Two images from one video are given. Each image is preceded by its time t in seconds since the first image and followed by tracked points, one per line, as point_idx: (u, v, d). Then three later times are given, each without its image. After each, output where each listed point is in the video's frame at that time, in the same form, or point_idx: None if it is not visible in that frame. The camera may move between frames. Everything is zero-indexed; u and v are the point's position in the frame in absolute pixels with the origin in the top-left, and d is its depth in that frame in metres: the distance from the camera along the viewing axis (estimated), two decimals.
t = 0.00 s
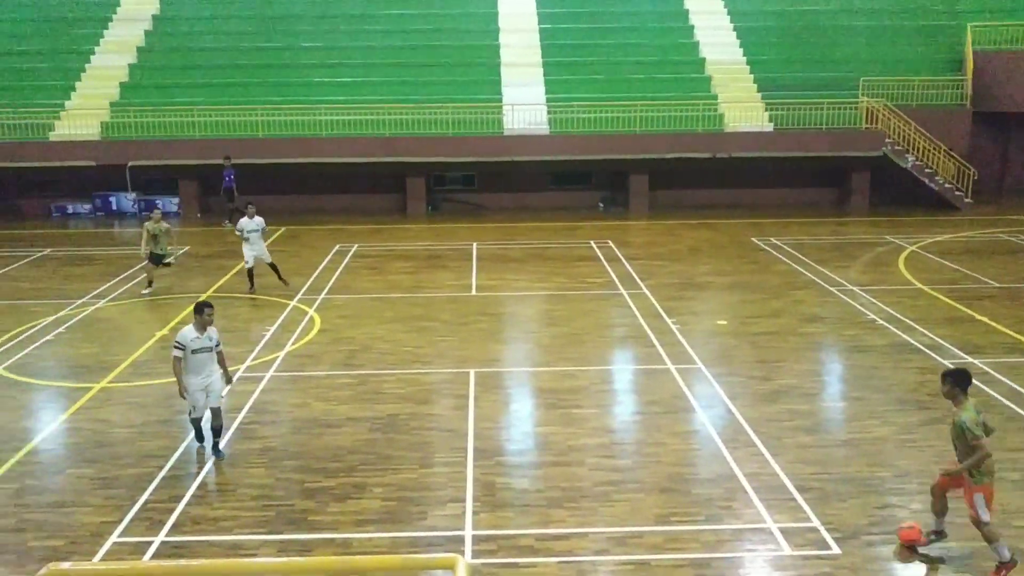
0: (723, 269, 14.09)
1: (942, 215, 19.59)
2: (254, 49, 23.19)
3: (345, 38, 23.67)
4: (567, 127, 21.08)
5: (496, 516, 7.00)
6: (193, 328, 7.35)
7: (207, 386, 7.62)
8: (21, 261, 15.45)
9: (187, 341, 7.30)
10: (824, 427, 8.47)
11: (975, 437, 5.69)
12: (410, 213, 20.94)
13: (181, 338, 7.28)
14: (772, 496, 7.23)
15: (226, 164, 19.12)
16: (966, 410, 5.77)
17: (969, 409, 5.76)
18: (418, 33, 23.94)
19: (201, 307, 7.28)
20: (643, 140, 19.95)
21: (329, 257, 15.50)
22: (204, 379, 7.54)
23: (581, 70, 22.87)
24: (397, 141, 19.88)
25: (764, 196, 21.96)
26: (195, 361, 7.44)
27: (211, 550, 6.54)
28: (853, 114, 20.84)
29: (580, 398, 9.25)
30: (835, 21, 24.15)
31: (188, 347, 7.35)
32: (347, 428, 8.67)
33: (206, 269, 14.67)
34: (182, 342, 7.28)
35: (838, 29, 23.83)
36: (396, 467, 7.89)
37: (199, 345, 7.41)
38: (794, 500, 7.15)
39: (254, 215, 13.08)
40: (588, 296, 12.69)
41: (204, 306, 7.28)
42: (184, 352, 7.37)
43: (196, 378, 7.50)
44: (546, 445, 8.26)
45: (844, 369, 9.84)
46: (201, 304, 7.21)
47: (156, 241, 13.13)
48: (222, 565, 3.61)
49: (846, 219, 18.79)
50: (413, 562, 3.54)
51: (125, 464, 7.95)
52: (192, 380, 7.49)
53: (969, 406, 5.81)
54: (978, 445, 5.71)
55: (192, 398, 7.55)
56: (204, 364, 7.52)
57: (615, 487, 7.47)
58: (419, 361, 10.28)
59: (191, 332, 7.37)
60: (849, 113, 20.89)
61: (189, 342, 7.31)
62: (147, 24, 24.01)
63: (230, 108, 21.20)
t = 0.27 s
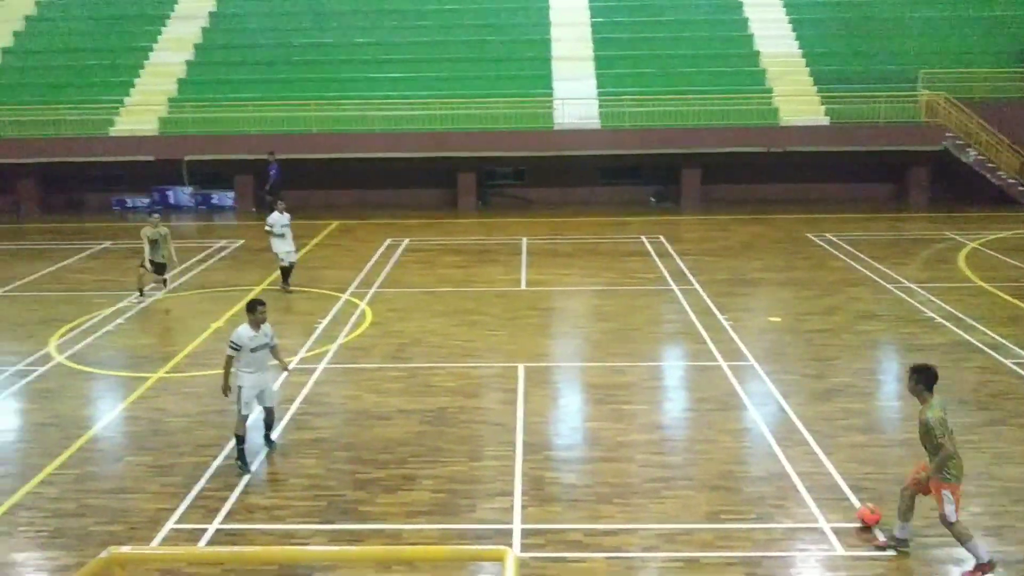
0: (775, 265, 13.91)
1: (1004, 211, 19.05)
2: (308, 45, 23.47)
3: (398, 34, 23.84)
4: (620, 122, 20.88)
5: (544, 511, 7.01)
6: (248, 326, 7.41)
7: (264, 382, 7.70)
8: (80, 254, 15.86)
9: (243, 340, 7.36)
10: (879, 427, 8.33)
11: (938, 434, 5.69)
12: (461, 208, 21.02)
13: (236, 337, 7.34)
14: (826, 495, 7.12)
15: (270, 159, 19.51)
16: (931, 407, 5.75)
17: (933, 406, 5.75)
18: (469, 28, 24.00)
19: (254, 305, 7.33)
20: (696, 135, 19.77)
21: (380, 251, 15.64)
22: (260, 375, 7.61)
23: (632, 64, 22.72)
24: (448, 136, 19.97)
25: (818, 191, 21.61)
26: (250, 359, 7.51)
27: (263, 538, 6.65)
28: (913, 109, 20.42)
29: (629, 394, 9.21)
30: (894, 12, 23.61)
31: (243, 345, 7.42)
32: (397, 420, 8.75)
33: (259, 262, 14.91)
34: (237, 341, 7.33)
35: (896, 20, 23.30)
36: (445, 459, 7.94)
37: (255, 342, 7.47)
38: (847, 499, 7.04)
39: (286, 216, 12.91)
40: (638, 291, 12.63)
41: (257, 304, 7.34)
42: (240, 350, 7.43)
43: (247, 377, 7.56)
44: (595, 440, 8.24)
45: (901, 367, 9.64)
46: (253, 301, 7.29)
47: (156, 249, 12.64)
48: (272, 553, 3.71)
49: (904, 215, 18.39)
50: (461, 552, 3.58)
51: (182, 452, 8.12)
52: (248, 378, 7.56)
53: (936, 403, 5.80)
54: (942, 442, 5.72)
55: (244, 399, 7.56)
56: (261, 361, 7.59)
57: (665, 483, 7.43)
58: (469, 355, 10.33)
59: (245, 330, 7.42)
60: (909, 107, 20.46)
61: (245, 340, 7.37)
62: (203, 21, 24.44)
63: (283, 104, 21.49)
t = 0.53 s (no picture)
0: (827, 259, 13.68)
1: None
2: (358, 37, 23.65)
3: (447, 25, 23.89)
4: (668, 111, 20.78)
5: (590, 503, 7.00)
6: (303, 323, 7.46)
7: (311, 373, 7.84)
8: (135, 243, 16.24)
9: (301, 335, 7.45)
10: (934, 424, 8.15)
11: (894, 412, 5.77)
12: (508, 200, 21.10)
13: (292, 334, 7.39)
14: (877, 493, 7.00)
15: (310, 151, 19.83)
16: (895, 382, 5.81)
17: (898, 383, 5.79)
18: (518, 19, 23.97)
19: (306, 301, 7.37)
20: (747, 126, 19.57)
21: (428, 242, 15.73)
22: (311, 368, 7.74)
23: (683, 54, 22.48)
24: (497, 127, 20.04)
25: (872, 184, 21.20)
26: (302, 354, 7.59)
27: (312, 524, 6.75)
28: (973, 99, 19.90)
29: (677, 387, 9.15)
30: None
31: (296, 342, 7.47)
32: (444, 410, 8.80)
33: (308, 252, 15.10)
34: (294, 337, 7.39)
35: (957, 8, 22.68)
36: (492, 450, 7.97)
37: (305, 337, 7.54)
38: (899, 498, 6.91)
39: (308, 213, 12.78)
40: (687, 284, 12.53)
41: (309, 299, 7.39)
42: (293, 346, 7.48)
43: (301, 372, 7.65)
44: (641, 434, 8.20)
45: (957, 365, 9.42)
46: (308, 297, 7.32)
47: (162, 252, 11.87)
48: (317, 540, 3.80)
49: (962, 209, 17.92)
50: (504, 542, 3.61)
51: (233, 439, 8.28)
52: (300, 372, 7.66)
53: (905, 379, 5.83)
54: (901, 420, 5.77)
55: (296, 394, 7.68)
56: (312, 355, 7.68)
57: (712, 478, 7.37)
58: (515, 347, 10.35)
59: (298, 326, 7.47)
60: (969, 98, 19.94)
61: (301, 336, 7.45)
62: (257, 14, 24.73)
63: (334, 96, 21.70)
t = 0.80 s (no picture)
0: (871, 255, 13.48)
1: None
2: (400, 31, 23.77)
3: (488, 19, 23.91)
4: (713, 106, 20.51)
5: (628, 498, 6.98)
6: (356, 313, 7.48)
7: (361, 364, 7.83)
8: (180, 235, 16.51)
9: (358, 326, 7.47)
10: (981, 424, 8.00)
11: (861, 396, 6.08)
12: (548, 192, 21.10)
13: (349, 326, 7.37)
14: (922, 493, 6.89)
15: (342, 146, 20.06)
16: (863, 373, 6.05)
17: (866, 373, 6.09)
18: (559, 12, 23.90)
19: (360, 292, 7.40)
20: (786, 120, 19.55)
21: (467, 236, 15.77)
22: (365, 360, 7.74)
23: (726, 48, 22.28)
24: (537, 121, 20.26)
25: (919, 179, 20.79)
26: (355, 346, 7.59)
27: (351, 514, 6.82)
28: None
29: (718, 383, 9.09)
30: None
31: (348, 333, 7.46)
32: (482, 403, 8.83)
33: (348, 245, 15.24)
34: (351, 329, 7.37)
35: None
36: (530, 444, 7.98)
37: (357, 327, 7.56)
38: (945, 499, 6.79)
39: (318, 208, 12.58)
40: (728, 280, 12.42)
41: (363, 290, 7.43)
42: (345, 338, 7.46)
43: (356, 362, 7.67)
44: (681, 429, 8.16)
45: (1006, 364, 9.23)
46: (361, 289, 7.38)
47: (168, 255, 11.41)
48: (356, 529, 3.69)
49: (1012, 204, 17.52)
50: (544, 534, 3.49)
51: (275, 428, 8.39)
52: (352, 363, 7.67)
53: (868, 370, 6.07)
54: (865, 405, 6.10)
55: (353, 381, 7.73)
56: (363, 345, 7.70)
57: (752, 475, 7.30)
58: (555, 341, 10.35)
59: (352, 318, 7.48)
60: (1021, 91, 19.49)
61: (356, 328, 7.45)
62: (300, 8, 24.95)
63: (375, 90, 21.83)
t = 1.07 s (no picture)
0: (906, 251, 13.31)
1: None
2: (432, 25, 23.83)
3: (521, 13, 23.89)
4: (745, 100, 20.30)
5: (657, 494, 6.96)
6: (400, 298, 7.59)
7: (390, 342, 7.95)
8: (213, 227, 16.69)
9: (402, 312, 7.55)
10: (1018, 424, 7.87)
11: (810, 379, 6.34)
12: (579, 187, 21.11)
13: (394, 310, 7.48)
14: (956, 492, 6.80)
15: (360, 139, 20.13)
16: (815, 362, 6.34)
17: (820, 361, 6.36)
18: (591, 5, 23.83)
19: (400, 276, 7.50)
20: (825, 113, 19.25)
21: (497, 229, 15.79)
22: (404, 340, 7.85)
23: (760, 41, 22.08)
24: (568, 114, 20.14)
25: (956, 174, 20.50)
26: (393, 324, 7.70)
27: (380, 505, 6.87)
28: None
29: (749, 379, 9.03)
30: None
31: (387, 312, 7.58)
32: (511, 396, 8.85)
33: (379, 238, 15.32)
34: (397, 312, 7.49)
35: None
36: (558, 438, 7.97)
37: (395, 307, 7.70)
38: (979, 499, 6.70)
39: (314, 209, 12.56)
40: (760, 276, 12.32)
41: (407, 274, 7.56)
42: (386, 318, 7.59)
43: (398, 347, 7.75)
44: (710, 425, 8.12)
45: None
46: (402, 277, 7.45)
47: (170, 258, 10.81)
48: (383, 520, 3.63)
49: None
50: (571, 529, 3.38)
51: (305, 419, 8.46)
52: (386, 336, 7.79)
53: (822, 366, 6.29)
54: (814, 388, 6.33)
55: (399, 367, 7.84)
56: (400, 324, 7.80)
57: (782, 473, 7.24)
58: (584, 335, 10.33)
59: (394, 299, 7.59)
60: None
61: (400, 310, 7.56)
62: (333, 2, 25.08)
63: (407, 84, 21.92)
